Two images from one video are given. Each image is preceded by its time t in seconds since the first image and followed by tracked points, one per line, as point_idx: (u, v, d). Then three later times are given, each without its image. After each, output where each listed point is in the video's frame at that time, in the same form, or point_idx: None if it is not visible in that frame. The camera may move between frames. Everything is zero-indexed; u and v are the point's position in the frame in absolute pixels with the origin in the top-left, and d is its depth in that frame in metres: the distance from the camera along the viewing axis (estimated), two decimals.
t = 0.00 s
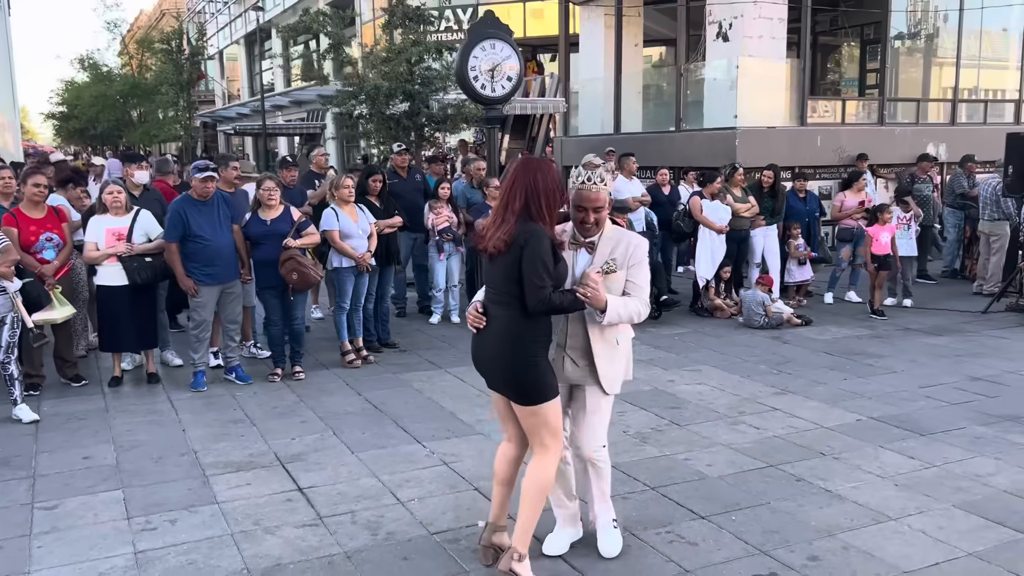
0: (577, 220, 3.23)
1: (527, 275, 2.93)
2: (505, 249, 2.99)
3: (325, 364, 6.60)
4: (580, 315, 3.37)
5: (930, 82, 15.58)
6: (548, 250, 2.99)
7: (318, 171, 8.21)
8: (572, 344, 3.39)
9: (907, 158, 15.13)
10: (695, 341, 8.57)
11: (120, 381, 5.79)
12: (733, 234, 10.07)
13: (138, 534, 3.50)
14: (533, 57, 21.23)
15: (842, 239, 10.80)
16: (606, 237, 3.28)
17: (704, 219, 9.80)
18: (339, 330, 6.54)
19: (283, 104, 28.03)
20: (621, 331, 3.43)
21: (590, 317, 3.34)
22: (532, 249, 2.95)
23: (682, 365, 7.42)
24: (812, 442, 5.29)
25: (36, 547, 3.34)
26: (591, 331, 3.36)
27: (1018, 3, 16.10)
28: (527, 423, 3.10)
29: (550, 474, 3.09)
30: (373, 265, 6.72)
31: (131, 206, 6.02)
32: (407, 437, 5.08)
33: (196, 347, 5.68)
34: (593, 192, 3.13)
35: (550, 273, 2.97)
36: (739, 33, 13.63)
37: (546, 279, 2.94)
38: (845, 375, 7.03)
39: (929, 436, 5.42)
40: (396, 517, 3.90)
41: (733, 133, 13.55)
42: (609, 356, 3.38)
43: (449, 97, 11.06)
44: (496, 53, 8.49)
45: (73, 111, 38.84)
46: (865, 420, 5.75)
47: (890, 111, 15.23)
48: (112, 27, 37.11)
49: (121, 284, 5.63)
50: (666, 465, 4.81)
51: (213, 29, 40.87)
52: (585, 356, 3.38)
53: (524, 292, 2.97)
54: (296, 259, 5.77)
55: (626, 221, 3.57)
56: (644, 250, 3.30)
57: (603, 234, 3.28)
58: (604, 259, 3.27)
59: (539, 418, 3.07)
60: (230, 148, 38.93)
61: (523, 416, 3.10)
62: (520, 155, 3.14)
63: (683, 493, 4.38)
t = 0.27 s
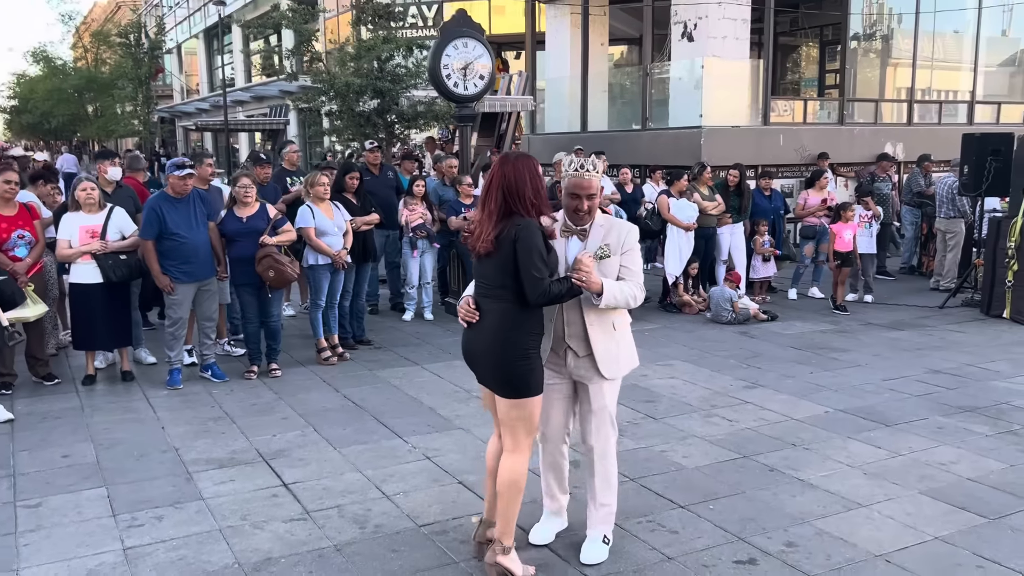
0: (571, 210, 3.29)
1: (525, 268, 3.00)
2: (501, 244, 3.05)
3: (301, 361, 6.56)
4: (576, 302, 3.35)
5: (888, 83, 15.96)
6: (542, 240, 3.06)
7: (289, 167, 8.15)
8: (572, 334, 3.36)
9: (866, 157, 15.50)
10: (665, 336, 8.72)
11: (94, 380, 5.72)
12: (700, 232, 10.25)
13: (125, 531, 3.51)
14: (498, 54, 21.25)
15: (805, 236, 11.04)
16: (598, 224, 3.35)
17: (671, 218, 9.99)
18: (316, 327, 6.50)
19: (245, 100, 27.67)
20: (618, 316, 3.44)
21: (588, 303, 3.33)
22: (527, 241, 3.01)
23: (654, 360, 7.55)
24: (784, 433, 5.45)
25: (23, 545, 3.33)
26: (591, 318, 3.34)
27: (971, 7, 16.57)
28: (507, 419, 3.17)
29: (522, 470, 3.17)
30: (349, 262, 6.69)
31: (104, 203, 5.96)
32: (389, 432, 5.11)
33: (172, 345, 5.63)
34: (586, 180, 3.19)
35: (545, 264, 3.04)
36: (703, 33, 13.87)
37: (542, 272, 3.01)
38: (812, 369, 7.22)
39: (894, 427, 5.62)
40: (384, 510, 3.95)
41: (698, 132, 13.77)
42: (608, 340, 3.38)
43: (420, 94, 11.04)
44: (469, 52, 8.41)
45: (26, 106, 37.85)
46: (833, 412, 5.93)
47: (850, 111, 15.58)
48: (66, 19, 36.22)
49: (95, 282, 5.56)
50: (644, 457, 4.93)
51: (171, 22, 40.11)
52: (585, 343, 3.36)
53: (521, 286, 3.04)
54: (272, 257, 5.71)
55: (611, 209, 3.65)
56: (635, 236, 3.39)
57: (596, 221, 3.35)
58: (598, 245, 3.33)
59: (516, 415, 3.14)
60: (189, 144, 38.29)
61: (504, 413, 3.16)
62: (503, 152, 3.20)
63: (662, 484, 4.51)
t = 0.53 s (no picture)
0: (560, 210, 3.39)
1: (527, 272, 3.09)
2: (500, 249, 3.14)
3: (277, 355, 6.55)
4: (569, 304, 3.50)
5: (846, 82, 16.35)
6: (540, 243, 3.16)
7: (260, 162, 8.08)
8: (563, 335, 3.49)
9: (826, 154, 15.88)
10: (635, 329, 8.89)
11: (68, 375, 5.66)
12: (667, 227, 10.42)
13: (114, 522, 3.52)
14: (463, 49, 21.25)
15: (768, 231, 11.31)
16: (586, 227, 3.43)
17: (638, 213, 10.11)
18: (290, 321, 6.48)
19: (206, 94, 27.26)
20: (608, 320, 3.57)
21: (580, 305, 3.47)
22: (526, 246, 3.11)
23: (626, 351, 7.70)
24: (754, 420, 5.63)
25: (11, 537, 3.34)
26: (583, 322, 3.47)
27: (925, 8, 17.03)
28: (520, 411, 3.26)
29: (543, 458, 3.29)
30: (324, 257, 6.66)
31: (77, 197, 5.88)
32: (370, 423, 5.15)
33: (148, 339, 5.60)
34: (575, 179, 3.32)
35: (545, 268, 3.14)
36: (668, 31, 14.09)
37: (542, 275, 3.12)
38: (778, 360, 7.43)
39: (858, 413, 5.84)
40: (370, 499, 4.03)
41: (663, 129, 13.98)
42: (600, 342, 3.51)
43: (389, 90, 11.02)
44: (440, 48, 8.32)
45: None
46: (799, 400, 6.13)
47: (810, 109, 15.94)
48: (17, 9, 35.25)
49: (69, 276, 5.50)
50: (621, 444, 5.06)
51: (127, 14, 39.26)
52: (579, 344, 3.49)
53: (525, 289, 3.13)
54: (249, 251, 5.69)
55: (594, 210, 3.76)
56: (623, 239, 3.49)
57: (588, 223, 3.44)
58: (587, 248, 3.43)
59: (533, 408, 3.24)
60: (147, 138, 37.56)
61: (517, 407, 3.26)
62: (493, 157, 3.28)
63: (639, 470, 4.64)
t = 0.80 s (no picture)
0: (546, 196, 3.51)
1: (563, 260, 3.19)
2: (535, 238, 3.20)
3: (251, 352, 6.55)
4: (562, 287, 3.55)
5: (806, 82, 16.72)
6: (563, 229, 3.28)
7: (230, 159, 8.03)
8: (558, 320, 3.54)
9: (787, 152, 16.23)
10: (605, 323, 9.04)
11: (41, 373, 5.63)
12: (635, 224, 10.59)
13: (101, 515, 3.55)
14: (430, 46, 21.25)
15: (733, 228, 11.55)
16: (571, 214, 3.53)
17: (608, 210, 9.99)
18: (265, 317, 6.48)
19: (167, 90, 26.85)
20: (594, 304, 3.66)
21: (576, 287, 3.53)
22: (559, 235, 3.22)
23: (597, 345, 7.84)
24: (723, 410, 5.80)
25: None
26: (575, 304, 3.53)
27: (882, 10, 17.47)
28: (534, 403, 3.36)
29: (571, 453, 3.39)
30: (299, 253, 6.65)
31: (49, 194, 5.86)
32: (350, 416, 5.20)
33: (122, 336, 5.58)
34: (560, 165, 3.48)
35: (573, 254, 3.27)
36: (634, 31, 14.29)
37: (574, 262, 3.24)
38: (744, 352, 7.64)
39: (822, 403, 6.05)
40: (354, 489, 4.10)
41: (629, 128, 14.17)
42: (588, 327, 3.59)
43: (359, 87, 11.01)
44: (411, 46, 8.27)
45: None
46: (765, 391, 6.33)
47: (772, 108, 16.28)
48: None
49: (43, 273, 5.47)
50: (596, 434, 5.20)
51: (84, 6, 38.43)
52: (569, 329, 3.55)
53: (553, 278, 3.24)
54: (224, 248, 5.69)
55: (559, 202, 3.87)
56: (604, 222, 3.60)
57: (572, 206, 3.58)
58: (578, 234, 3.52)
59: (546, 394, 3.35)
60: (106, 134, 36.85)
61: (531, 393, 3.36)
62: (504, 148, 3.32)
63: (615, 458, 4.78)
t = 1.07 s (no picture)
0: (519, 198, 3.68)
1: (580, 256, 3.40)
2: (563, 237, 3.40)
3: (222, 349, 6.58)
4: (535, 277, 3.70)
5: (766, 82, 17.11)
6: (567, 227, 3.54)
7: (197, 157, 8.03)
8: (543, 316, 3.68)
9: (746, 151, 16.59)
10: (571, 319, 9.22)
11: (9, 371, 5.60)
12: (600, 222, 10.76)
13: (80, 508, 3.60)
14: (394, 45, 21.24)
15: (695, 225, 11.76)
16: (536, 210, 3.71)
17: (573, 209, 10.09)
18: (236, 315, 6.51)
19: (126, 87, 26.43)
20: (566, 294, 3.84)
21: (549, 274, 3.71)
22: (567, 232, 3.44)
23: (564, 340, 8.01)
24: (687, 401, 6.00)
25: None
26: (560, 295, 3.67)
27: (837, 13, 17.91)
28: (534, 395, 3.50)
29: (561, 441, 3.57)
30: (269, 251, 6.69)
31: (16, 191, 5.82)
32: (323, 410, 5.28)
33: (93, 334, 5.58)
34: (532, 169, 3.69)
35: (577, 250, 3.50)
36: (597, 32, 14.50)
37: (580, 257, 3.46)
38: (707, 346, 7.86)
39: (781, 393, 6.29)
40: (330, 480, 4.20)
41: (593, 127, 14.38)
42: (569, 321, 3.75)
43: (326, 86, 11.04)
44: (379, 45, 8.33)
45: None
46: (727, 382, 6.55)
47: (732, 108, 16.63)
48: None
49: (12, 271, 5.45)
50: (565, 425, 5.35)
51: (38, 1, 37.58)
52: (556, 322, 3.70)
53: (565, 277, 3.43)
54: (196, 245, 5.71)
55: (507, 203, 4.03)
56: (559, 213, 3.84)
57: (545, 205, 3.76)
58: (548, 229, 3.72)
59: (550, 385, 3.49)
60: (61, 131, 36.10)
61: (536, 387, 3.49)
62: (505, 152, 3.45)
63: (583, 447, 4.94)
